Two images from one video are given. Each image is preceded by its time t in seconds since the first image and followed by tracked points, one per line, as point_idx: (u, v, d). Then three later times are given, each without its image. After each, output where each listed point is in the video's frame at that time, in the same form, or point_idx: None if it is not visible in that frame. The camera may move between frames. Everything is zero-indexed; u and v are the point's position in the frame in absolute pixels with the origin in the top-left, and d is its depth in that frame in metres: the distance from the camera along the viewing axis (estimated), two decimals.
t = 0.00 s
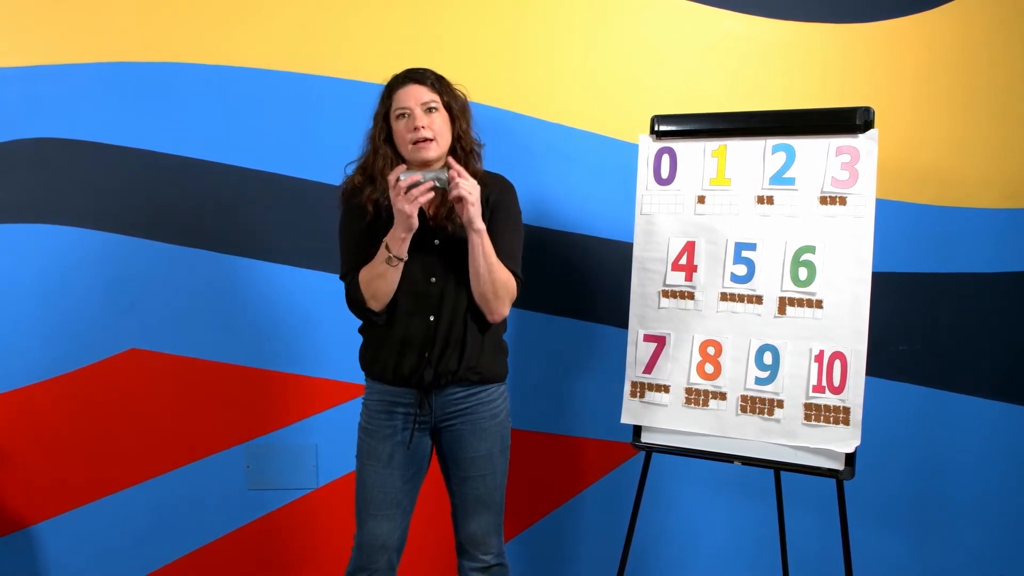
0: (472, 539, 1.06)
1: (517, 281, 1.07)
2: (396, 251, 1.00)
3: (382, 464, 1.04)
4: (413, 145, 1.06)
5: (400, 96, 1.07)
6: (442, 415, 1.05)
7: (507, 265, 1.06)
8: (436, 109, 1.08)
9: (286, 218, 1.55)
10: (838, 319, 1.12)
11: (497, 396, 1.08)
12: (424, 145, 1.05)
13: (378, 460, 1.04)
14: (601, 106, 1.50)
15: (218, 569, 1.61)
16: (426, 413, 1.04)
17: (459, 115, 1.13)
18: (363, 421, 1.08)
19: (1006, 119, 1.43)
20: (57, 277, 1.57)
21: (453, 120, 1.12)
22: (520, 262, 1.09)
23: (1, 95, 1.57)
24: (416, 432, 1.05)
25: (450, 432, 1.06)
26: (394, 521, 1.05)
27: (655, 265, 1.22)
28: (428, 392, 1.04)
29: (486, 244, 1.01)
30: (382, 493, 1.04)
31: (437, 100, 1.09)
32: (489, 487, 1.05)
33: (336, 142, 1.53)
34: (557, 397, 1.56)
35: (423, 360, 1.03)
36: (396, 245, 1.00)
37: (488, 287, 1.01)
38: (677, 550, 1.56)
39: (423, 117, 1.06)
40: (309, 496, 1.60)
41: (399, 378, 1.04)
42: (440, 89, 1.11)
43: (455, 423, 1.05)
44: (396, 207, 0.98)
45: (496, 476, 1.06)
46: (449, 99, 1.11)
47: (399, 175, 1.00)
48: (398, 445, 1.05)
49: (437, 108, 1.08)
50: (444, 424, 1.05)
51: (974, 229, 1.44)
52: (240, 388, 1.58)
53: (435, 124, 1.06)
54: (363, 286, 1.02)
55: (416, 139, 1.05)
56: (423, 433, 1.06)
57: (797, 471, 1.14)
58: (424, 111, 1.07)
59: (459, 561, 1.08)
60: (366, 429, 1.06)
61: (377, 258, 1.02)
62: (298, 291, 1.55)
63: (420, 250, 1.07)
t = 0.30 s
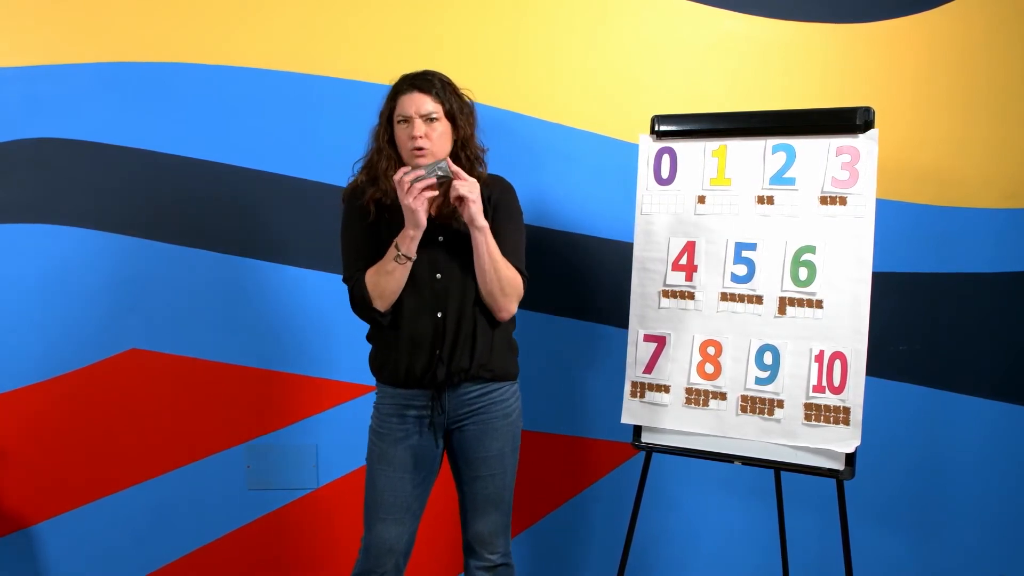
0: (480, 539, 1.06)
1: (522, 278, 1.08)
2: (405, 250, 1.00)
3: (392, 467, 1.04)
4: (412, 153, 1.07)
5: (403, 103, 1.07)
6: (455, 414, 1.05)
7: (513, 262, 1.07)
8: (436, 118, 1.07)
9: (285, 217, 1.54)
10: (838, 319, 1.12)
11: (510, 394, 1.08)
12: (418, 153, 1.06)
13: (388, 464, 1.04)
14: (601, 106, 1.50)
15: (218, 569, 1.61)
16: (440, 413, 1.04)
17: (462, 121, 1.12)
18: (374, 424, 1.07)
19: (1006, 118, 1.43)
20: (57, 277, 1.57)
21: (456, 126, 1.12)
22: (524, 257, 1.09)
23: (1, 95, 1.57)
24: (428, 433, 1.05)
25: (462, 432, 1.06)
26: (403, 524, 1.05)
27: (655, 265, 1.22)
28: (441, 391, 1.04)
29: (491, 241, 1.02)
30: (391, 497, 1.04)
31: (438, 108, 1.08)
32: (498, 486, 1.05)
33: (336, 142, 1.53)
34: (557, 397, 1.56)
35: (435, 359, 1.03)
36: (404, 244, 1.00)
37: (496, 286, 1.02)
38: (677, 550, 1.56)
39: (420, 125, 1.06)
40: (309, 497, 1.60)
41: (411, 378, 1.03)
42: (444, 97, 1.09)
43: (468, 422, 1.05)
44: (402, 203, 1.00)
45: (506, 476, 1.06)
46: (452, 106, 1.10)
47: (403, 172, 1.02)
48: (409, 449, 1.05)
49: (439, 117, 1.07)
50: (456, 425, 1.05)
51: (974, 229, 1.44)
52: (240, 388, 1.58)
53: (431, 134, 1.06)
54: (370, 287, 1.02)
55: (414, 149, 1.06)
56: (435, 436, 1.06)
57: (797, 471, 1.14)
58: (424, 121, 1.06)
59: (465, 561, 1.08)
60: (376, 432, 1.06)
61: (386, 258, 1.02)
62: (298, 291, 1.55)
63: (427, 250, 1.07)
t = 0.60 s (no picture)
0: (476, 540, 1.07)
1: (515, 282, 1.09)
2: (391, 253, 1.00)
3: (389, 471, 1.03)
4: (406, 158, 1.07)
5: (400, 109, 1.07)
6: (449, 414, 1.05)
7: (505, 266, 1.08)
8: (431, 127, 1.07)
9: (285, 217, 1.55)
10: (838, 319, 1.12)
11: (502, 394, 1.08)
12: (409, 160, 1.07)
13: (384, 468, 1.04)
14: (601, 107, 1.50)
15: (218, 569, 1.61)
16: (433, 413, 1.04)
17: (457, 129, 1.10)
18: (367, 427, 1.07)
19: (1008, 119, 1.43)
20: (57, 277, 1.57)
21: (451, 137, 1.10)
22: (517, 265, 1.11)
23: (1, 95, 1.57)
24: (422, 433, 1.05)
25: (455, 433, 1.06)
26: (402, 529, 1.04)
27: (655, 265, 1.22)
28: (434, 393, 1.04)
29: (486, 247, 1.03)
30: (389, 500, 1.03)
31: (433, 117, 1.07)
32: (493, 486, 1.06)
33: (337, 143, 1.53)
34: (557, 397, 1.56)
35: (427, 362, 1.02)
36: (389, 248, 1.00)
37: (491, 290, 1.03)
38: (677, 550, 1.56)
39: (414, 133, 1.06)
40: (309, 496, 1.60)
41: (403, 381, 1.03)
42: (441, 106, 1.08)
43: (462, 422, 1.05)
44: (387, 206, 1.01)
45: (500, 475, 1.06)
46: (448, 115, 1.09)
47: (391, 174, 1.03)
48: (406, 450, 1.05)
49: (434, 123, 1.07)
50: (451, 423, 1.05)
51: (974, 229, 1.44)
52: (240, 388, 1.58)
53: (424, 142, 1.07)
54: (356, 289, 1.02)
55: (409, 154, 1.06)
56: (432, 437, 1.06)
57: (796, 471, 1.14)
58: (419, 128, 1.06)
59: (463, 562, 1.09)
60: (370, 436, 1.06)
61: (373, 261, 1.03)
62: (298, 291, 1.55)
63: (417, 254, 1.07)
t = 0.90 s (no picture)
0: (445, 543, 1.06)
1: (477, 297, 1.06)
2: (350, 250, 1.02)
3: (343, 464, 1.04)
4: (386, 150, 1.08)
5: (385, 100, 1.08)
6: (397, 420, 1.04)
7: (465, 275, 1.05)
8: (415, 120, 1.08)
9: (285, 217, 1.55)
10: (838, 319, 1.12)
11: (455, 400, 1.07)
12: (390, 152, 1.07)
13: (338, 461, 1.04)
14: (601, 107, 1.50)
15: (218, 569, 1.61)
16: (379, 417, 1.04)
17: (440, 126, 1.10)
18: (321, 422, 1.07)
19: (1008, 119, 1.43)
20: (57, 276, 1.57)
21: (432, 134, 1.10)
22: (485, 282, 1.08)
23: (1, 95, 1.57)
24: (373, 428, 1.05)
25: (408, 440, 1.05)
26: (363, 519, 1.04)
27: (656, 265, 1.22)
28: (378, 397, 1.03)
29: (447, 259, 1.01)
30: (346, 493, 1.03)
31: (418, 111, 1.08)
32: (454, 491, 1.05)
33: (336, 142, 1.53)
34: (555, 397, 1.56)
35: (374, 366, 1.03)
36: (349, 244, 1.02)
37: (444, 301, 1.01)
38: (677, 550, 1.56)
39: (397, 124, 1.06)
40: (309, 496, 1.60)
41: (350, 382, 1.04)
42: (427, 101, 1.09)
43: (412, 429, 1.04)
44: (351, 202, 1.03)
45: (460, 479, 1.05)
46: (431, 111, 1.09)
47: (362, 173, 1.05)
48: (358, 444, 1.05)
49: (418, 117, 1.08)
50: (401, 429, 1.04)
51: (974, 229, 1.44)
52: (239, 388, 1.58)
53: (407, 135, 1.07)
54: (316, 283, 1.04)
55: (389, 146, 1.07)
56: (380, 430, 1.06)
57: (796, 471, 1.14)
58: (403, 120, 1.07)
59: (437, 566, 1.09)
60: (323, 429, 1.06)
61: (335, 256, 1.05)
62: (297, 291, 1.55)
63: (381, 257, 1.08)
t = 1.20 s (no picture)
0: (427, 539, 1.05)
1: (452, 301, 1.07)
2: (347, 252, 1.01)
3: (326, 460, 1.03)
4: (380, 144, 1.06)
5: (385, 95, 1.09)
6: (375, 418, 1.04)
7: (440, 279, 1.06)
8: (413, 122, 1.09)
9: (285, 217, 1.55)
10: (838, 319, 1.12)
11: (431, 397, 1.08)
12: (384, 145, 1.06)
13: (320, 457, 1.03)
14: (601, 107, 1.50)
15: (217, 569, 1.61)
16: (358, 417, 1.03)
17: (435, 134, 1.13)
18: (299, 419, 1.06)
19: (1008, 119, 1.43)
20: (57, 277, 1.57)
21: (424, 140, 1.12)
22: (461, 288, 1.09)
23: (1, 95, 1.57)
24: (354, 424, 1.04)
25: (385, 436, 1.06)
26: (350, 513, 1.04)
27: (656, 265, 1.22)
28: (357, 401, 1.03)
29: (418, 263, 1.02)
30: (330, 489, 1.03)
31: (417, 114, 1.10)
32: (434, 486, 1.05)
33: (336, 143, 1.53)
34: (555, 396, 1.56)
35: (355, 370, 1.02)
36: (348, 246, 1.01)
37: (417, 305, 1.02)
38: (676, 550, 1.56)
39: (398, 120, 1.07)
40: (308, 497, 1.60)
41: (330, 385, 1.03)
42: (427, 106, 1.11)
43: (390, 426, 1.05)
44: (350, 203, 1.02)
45: (438, 474, 1.06)
46: (427, 117, 1.11)
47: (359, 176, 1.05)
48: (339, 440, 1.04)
49: (417, 119, 1.10)
50: (379, 427, 1.05)
51: (975, 229, 1.44)
52: (238, 388, 1.58)
53: (405, 133, 1.07)
54: (304, 283, 1.01)
55: (384, 140, 1.06)
56: (360, 427, 1.05)
57: (796, 471, 1.14)
58: (403, 118, 1.08)
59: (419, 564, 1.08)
60: (302, 426, 1.05)
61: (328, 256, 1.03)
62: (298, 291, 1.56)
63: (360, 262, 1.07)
